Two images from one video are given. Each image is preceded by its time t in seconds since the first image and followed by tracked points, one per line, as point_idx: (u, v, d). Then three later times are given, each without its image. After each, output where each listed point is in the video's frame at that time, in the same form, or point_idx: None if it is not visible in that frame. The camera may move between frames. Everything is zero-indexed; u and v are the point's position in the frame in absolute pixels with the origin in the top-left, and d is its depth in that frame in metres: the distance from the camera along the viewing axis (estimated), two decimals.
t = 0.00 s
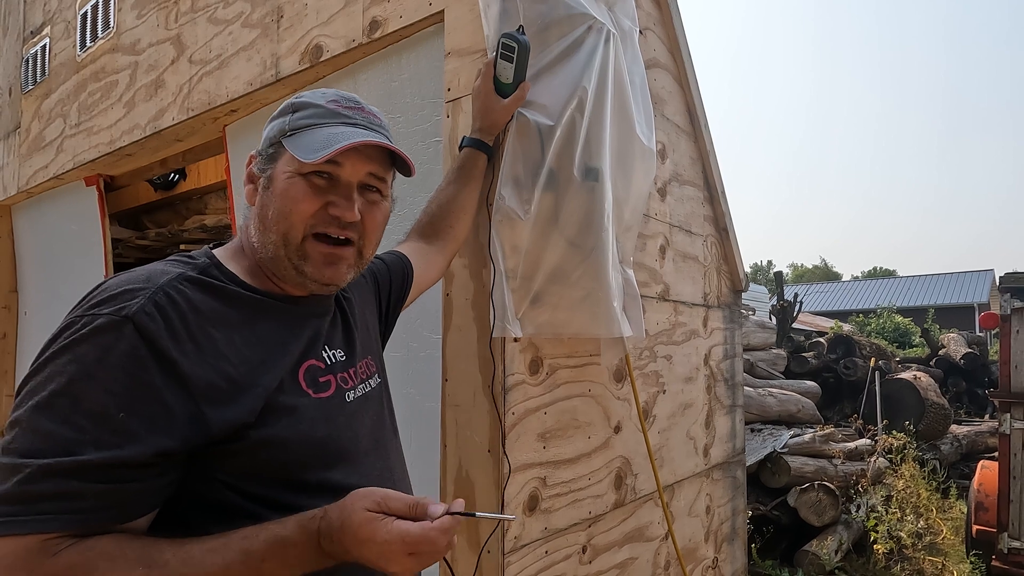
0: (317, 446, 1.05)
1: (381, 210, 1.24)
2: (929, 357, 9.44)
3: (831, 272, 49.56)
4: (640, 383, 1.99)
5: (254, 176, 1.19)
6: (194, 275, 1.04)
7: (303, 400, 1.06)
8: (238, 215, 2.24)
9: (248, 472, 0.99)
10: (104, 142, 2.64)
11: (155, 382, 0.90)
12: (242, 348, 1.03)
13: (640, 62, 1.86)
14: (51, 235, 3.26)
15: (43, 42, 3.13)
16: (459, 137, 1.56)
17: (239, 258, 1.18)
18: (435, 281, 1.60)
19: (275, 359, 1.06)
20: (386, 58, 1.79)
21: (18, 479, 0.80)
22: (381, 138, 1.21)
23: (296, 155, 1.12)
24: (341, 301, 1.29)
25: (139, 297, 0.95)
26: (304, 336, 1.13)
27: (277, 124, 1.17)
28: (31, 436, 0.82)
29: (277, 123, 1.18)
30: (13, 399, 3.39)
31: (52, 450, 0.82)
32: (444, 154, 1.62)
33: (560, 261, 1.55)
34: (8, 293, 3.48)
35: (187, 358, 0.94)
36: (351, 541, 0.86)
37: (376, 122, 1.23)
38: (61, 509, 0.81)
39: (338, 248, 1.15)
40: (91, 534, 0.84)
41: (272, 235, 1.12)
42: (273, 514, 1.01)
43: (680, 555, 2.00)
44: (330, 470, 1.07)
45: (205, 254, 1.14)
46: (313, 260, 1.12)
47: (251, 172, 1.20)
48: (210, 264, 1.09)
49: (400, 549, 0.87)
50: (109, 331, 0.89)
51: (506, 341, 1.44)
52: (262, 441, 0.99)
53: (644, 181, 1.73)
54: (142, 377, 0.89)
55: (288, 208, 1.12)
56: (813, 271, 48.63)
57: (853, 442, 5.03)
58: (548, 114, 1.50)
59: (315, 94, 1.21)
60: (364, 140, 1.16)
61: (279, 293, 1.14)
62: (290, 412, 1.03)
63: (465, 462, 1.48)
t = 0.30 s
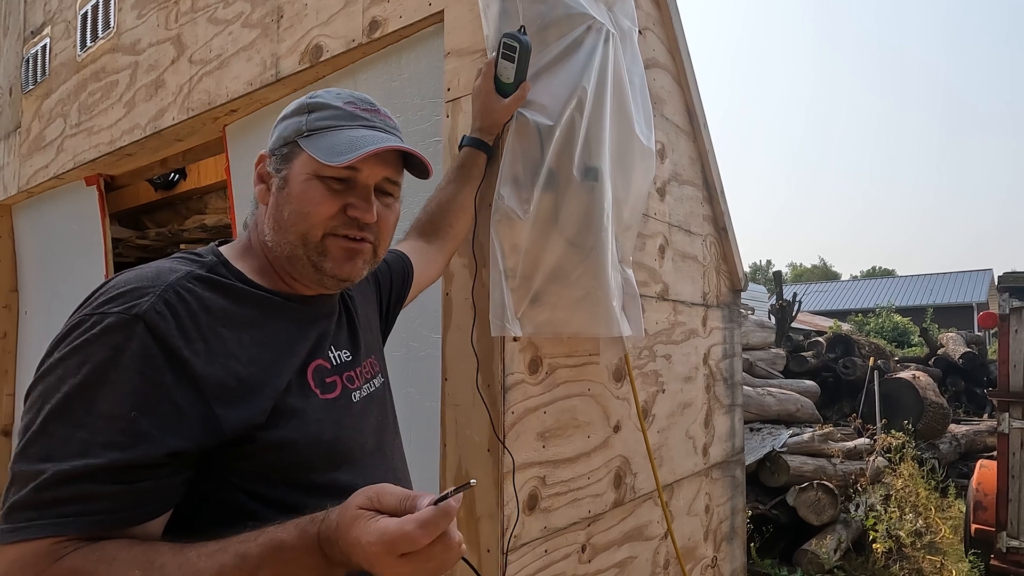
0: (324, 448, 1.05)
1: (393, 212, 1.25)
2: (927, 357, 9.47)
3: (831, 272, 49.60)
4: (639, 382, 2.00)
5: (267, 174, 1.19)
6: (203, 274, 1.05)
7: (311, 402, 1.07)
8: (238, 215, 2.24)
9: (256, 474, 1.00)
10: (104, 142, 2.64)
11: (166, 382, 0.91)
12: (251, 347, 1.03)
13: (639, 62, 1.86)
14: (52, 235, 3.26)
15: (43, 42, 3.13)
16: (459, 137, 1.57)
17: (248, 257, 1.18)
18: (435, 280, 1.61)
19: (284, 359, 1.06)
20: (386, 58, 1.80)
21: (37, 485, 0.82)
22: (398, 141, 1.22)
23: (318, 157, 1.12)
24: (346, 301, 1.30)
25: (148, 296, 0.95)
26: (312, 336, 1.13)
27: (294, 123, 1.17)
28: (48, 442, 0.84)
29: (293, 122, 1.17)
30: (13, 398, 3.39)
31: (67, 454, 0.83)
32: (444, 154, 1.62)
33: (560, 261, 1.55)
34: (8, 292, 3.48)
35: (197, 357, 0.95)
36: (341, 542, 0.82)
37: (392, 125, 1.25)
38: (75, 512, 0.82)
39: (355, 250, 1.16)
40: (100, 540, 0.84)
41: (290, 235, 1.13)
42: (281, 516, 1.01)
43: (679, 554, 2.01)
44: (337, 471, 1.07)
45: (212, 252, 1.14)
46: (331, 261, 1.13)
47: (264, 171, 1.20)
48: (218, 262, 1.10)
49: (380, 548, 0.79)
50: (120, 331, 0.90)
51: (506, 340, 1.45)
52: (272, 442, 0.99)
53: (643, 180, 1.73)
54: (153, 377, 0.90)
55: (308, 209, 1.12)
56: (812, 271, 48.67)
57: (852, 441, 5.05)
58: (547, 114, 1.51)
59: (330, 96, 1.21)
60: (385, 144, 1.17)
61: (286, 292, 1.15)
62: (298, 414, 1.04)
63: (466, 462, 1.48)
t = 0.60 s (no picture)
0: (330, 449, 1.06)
1: (391, 201, 1.27)
2: (926, 356, 9.48)
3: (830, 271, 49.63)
4: (639, 381, 2.01)
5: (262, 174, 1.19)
6: (206, 274, 1.05)
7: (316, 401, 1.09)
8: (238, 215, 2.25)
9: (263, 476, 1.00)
10: (104, 142, 2.64)
11: (180, 379, 0.91)
12: (257, 347, 1.04)
13: (639, 62, 1.86)
14: (52, 234, 3.26)
15: (44, 42, 3.13)
16: (459, 136, 1.57)
17: (250, 258, 1.19)
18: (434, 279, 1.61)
19: (289, 359, 1.07)
20: (386, 58, 1.80)
21: (60, 484, 0.80)
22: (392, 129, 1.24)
23: (315, 150, 1.12)
24: (347, 300, 1.31)
25: (155, 296, 0.95)
26: (315, 336, 1.15)
27: (285, 120, 1.17)
28: (69, 443, 0.82)
29: (283, 120, 1.17)
30: (14, 398, 3.40)
31: (89, 452, 0.81)
32: (444, 153, 1.63)
33: (560, 261, 1.56)
34: (8, 292, 3.48)
35: (206, 356, 0.95)
36: (333, 424, 0.76)
37: (381, 114, 1.26)
38: (106, 502, 0.80)
39: (359, 241, 1.17)
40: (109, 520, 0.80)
41: (293, 231, 1.13)
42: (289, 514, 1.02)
43: (679, 552, 2.02)
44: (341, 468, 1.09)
45: (212, 253, 1.15)
46: (336, 253, 1.14)
47: (259, 172, 1.20)
48: (221, 263, 1.10)
49: (377, 401, 0.76)
50: (129, 330, 0.89)
51: (505, 339, 1.45)
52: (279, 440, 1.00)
53: (643, 180, 1.74)
54: (167, 375, 0.90)
55: (308, 203, 1.13)
56: (811, 271, 48.70)
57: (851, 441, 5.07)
58: (546, 114, 1.51)
59: (319, 90, 1.21)
60: (381, 132, 1.19)
61: (286, 292, 1.16)
62: (304, 413, 1.05)
63: (466, 461, 1.49)
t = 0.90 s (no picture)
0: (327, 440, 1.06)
1: (381, 189, 1.28)
2: (925, 356, 9.50)
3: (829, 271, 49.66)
4: (638, 381, 2.01)
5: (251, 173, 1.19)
6: (199, 265, 1.05)
7: (313, 391, 1.08)
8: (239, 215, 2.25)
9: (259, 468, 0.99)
10: (105, 142, 2.65)
11: (180, 358, 0.90)
12: (251, 335, 1.04)
13: (638, 62, 1.87)
14: (53, 233, 3.26)
15: (44, 42, 3.13)
16: (458, 136, 1.58)
17: (242, 256, 1.19)
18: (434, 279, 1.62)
19: (284, 346, 1.08)
20: (386, 58, 1.81)
21: (65, 460, 0.76)
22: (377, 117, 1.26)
23: (304, 140, 1.14)
24: (340, 296, 1.31)
25: (149, 281, 0.95)
26: (308, 327, 1.15)
27: (271, 117, 1.18)
28: (72, 419, 0.79)
29: (269, 118, 1.18)
30: (15, 398, 3.40)
31: (94, 428, 0.79)
32: (444, 153, 1.63)
33: (558, 260, 1.56)
34: (9, 292, 3.49)
35: (202, 338, 0.95)
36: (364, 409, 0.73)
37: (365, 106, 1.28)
38: (113, 480, 0.77)
39: (352, 229, 1.18)
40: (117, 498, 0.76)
41: (287, 223, 1.14)
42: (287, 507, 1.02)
43: (678, 551, 2.02)
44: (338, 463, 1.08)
45: (205, 249, 1.14)
46: (331, 241, 1.15)
47: (248, 170, 1.20)
48: (212, 257, 1.10)
49: (411, 383, 0.73)
50: (125, 312, 0.88)
51: (505, 339, 1.46)
52: (276, 429, 1.00)
53: (642, 180, 1.74)
54: (166, 353, 0.89)
55: (300, 194, 1.14)
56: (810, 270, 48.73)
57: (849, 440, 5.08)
58: (546, 113, 1.51)
59: (302, 87, 1.23)
60: (367, 117, 1.21)
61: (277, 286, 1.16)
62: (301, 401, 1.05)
63: (465, 460, 1.49)
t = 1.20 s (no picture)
0: (331, 435, 1.05)
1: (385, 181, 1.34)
2: (924, 355, 9.51)
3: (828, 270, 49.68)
4: (638, 380, 2.02)
5: (276, 165, 1.14)
6: (204, 266, 1.07)
7: (316, 387, 1.08)
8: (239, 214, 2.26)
9: (257, 463, 1.00)
10: (105, 142, 2.65)
11: (162, 375, 0.93)
12: (253, 336, 1.04)
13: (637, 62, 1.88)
14: (54, 233, 3.27)
15: (44, 41, 3.14)
16: (458, 136, 1.58)
17: (261, 254, 1.17)
18: (433, 277, 1.63)
19: (288, 346, 1.08)
20: (386, 58, 1.81)
21: (26, 472, 0.83)
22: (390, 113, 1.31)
23: (352, 137, 1.17)
24: (344, 296, 1.32)
25: (148, 289, 0.97)
26: (317, 325, 1.15)
27: (301, 110, 1.15)
28: (42, 429, 0.84)
29: (297, 109, 1.15)
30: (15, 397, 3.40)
31: (61, 442, 0.84)
32: (444, 153, 1.63)
33: (557, 259, 1.57)
34: (9, 291, 3.49)
35: (197, 347, 0.96)
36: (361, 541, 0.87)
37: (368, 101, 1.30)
38: (62, 502, 0.84)
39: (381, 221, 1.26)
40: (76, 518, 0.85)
41: (330, 217, 1.16)
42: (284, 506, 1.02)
43: (677, 550, 2.03)
44: (342, 459, 1.07)
45: (208, 247, 1.15)
46: (369, 234, 1.22)
47: (265, 163, 1.13)
48: (216, 255, 1.11)
49: (412, 545, 0.90)
50: (117, 323, 0.91)
51: (504, 338, 1.46)
52: (277, 427, 1.00)
53: (642, 179, 1.75)
54: (149, 370, 0.92)
55: (344, 189, 1.17)
56: (810, 270, 48.75)
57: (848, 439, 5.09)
58: (546, 113, 1.52)
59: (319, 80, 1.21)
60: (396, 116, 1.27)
61: (291, 283, 1.17)
62: (302, 398, 1.04)
63: (465, 459, 1.49)
